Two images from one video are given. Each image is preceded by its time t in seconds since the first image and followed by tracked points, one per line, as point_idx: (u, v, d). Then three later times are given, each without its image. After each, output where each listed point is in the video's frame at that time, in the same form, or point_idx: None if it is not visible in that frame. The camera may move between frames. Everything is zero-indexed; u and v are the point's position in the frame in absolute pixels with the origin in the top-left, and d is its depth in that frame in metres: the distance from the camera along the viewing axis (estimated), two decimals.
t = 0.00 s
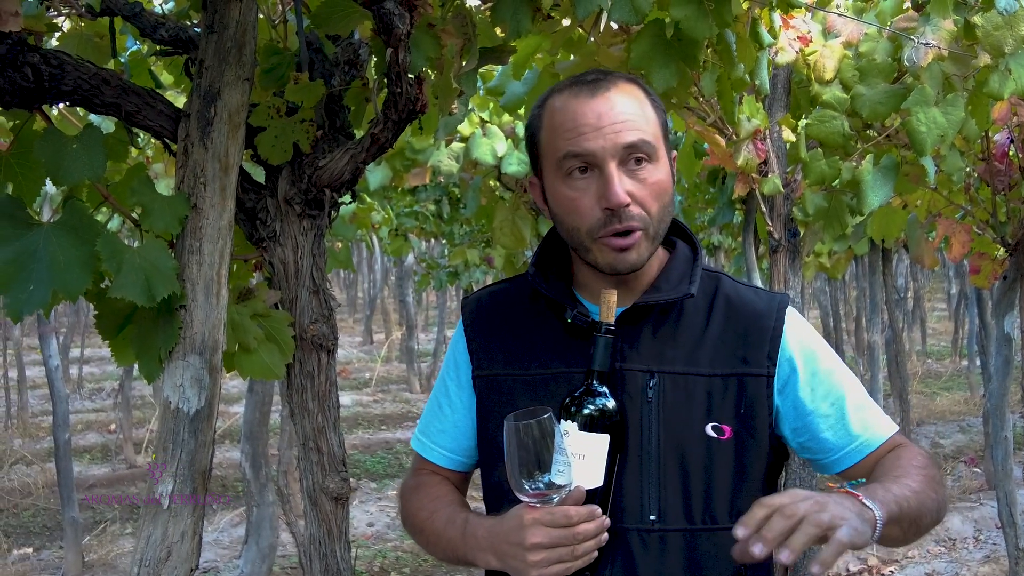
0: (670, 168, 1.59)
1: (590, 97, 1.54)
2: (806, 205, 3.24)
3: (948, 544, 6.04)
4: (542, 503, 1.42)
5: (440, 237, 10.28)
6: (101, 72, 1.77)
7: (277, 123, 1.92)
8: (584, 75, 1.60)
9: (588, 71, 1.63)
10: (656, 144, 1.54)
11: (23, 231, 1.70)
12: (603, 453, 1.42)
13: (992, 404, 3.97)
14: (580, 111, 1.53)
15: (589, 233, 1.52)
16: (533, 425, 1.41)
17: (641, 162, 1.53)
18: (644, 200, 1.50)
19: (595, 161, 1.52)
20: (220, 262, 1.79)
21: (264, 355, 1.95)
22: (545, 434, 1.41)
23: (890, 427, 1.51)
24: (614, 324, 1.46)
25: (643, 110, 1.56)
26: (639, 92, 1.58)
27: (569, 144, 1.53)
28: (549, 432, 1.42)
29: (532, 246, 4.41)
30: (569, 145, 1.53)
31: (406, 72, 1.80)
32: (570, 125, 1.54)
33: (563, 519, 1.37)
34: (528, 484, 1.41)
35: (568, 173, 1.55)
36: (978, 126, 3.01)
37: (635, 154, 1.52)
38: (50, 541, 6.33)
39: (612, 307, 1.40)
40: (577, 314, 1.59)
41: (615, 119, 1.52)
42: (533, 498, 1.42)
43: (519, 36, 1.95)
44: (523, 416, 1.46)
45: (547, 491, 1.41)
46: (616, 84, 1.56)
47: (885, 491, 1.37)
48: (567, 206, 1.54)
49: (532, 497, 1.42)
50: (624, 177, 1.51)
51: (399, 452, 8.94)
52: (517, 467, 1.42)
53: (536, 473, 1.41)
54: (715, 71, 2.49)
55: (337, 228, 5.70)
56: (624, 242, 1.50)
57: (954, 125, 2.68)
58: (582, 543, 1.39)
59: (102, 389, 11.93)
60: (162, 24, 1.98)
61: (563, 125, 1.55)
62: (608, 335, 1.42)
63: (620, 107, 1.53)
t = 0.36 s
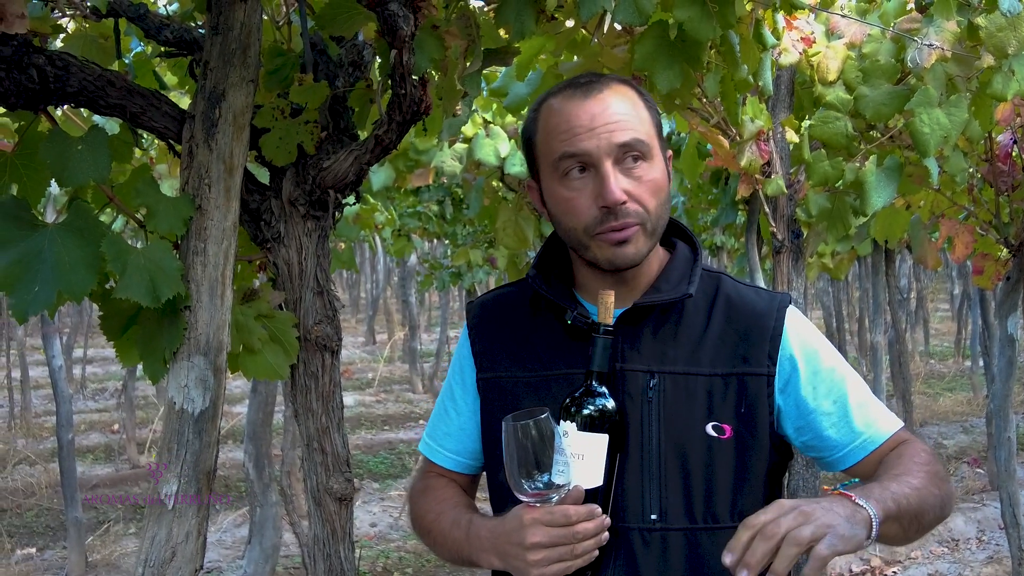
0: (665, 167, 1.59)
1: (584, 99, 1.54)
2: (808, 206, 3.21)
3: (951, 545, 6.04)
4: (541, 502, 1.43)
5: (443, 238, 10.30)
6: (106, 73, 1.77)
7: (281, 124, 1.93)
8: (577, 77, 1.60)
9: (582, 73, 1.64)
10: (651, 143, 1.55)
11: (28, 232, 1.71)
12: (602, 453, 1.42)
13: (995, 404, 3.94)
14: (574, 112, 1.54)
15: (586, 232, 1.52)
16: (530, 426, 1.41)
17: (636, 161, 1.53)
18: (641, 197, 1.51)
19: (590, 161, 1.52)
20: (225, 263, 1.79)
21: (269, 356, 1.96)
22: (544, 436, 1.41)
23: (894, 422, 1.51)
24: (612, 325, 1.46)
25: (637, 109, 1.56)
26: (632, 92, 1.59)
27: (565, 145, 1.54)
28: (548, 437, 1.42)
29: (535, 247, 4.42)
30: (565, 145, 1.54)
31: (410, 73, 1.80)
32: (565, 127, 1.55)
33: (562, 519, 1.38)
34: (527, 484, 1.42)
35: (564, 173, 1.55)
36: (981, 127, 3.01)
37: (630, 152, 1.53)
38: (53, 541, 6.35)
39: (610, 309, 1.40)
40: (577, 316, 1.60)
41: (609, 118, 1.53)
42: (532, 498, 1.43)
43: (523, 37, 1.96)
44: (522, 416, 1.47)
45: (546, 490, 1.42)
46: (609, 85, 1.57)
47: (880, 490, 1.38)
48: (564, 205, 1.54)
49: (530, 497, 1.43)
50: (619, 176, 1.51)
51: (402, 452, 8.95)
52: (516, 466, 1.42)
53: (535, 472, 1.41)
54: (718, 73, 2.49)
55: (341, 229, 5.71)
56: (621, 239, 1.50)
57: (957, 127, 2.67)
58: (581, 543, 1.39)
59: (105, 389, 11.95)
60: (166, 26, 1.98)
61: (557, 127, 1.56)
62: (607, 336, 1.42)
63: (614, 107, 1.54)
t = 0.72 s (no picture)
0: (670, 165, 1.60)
1: (590, 99, 1.55)
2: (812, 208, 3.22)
3: (954, 546, 6.03)
4: (541, 501, 1.44)
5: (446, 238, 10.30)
6: (110, 75, 1.78)
7: (285, 125, 1.93)
8: (577, 79, 1.60)
9: (579, 76, 1.65)
10: (660, 139, 1.56)
11: (32, 234, 1.71)
12: (602, 453, 1.42)
13: (999, 405, 3.91)
14: (583, 113, 1.54)
15: (607, 229, 1.51)
16: (531, 425, 1.42)
17: (647, 158, 1.54)
18: (658, 191, 1.51)
19: (606, 159, 1.52)
20: (228, 264, 1.79)
21: (272, 357, 1.95)
22: (545, 436, 1.42)
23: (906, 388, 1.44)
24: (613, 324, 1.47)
25: (642, 108, 1.58)
26: (633, 93, 1.61)
27: (577, 145, 1.54)
28: (549, 436, 1.43)
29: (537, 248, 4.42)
30: (577, 145, 1.54)
31: (413, 75, 1.79)
32: (575, 128, 1.55)
33: (562, 516, 1.38)
34: (528, 481, 1.43)
35: (577, 174, 1.54)
36: (985, 128, 3.01)
37: (643, 149, 1.53)
38: (57, 541, 6.37)
39: (610, 309, 1.41)
40: (578, 316, 1.60)
41: (620, 116, 1.53)
42: (532, 496, 1.43)
43: (526, 38, 1.95)
44: (523, 414, 1.48)
45: (546, 489, 1.43)
46: (613, 86, 1.58)
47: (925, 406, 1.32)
48: (581, 206, 1.53)
49: (531, 495, 1.44)
50: (635, 172, 1.51)
51: (405, 453, 8.95)
52: (517, 465, 1.43)
53: (535, 471, 1.42)
54: (721, 74, 2.48)
55: (344, 230, 5.72)
56: (643, 234, 1.50)
57: (961, 128, 2.65)
58: (581, 541, 1.39)
59: (108, 389, 11.96)
60: (170, 28, 1.98)
61: (570, 127, 1.55)
62: (607, 336, 1.43)
63: (621, 106, 1.54)
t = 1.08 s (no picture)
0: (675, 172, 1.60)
1: (596, 105, 1.54)
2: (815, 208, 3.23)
3: (957, 547, 6.03)
4: (546, 501, 1.45)
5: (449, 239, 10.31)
6: (113, 75, 1.78)
7: (288, 125, 1.94)
8: (585, 82, 1.60)
9: (586, 76, 1.64)
10: (666, 147, 1.56)
11: (36, 233, 1.72)
12: (606, 453, 1.41)
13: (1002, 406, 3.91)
14: (590, 119, 1.54)
15: (611, 238, 1.51)
16: (533, 426, 1.44)
17: (653, 166, 1.53)
18: (662, 201, 1.51)
19: (612, 167, 1.52)
20: (231, 263, 1.80)
21: (275, 357, 1.96)
22: (548, 438, 1.44)
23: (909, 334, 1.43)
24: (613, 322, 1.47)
25: (649, 115, 1.57)
26: (642, 97, 1.60)
27: (583, 152, 1.53)
28: (552, 437, 1.44)
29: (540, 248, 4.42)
30: (583, 153, 1.53)
31: (416, 74, 1.80)
32: (582, 134, 1.54)
33: (566, 518, 1.38)
34: (531, 483, 1.45)
35: (581, 180, 1.54)
36: (988, 128, 3.00)
37: (649, 157, 1.53)
38: (60, 541, 6.38)
39: (610, 308, 1.41)
40: (577, 316, 1.60)
41: (627, 125, 1.53)
42: (537, 497, 1.46)
43: (529, 38, 1.96)
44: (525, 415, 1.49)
45: (550, 490, 1.45)
46: (621, 90, 1.57)
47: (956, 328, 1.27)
48: (585, 214, 1.54)
49: (535, 496, 1.46)
50: (640, 182, 1.51)
51: (408, 453, 8.95)
52: (521, 466, 1.45)
53: (539, 472, 1.44)
54: (724, 73, 2.48)
55: (347, 230, 5.73)
56: (646, 245, 1.50)
57: (964, 128, 2.64)
58: (586, 542, 1.39)
59: (111, 390, 11.97)
60: (174, 27, 1.99)
61: (577, 133, 1.54)
62: (608, 335, 1.43)
63: (627, 113, 1.54)
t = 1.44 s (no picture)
0: (671, 168, 1.59)
1: (587, 100, 1.55)
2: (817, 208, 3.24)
3: (960, 548, 6.02)
4: (548, 505, 1.45)
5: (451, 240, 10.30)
6: (115, 76, 1.78)
7: (290, 126, 1.94)
8: (582, 78, 1.60)
9: (587, 74, 1.64)
10: (659, 144, 1.55)
11: (38, 233, 1.72)
12: (609, 455, 1.39)
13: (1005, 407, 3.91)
14: (580, 115, 1.54)
15: (595, 234, 1.52)
16: (536, 429, 1.45)
17: (642, 162, 1.53)
18: (647, 197, 1.50)
19: (597, 162, 1.52)
20: (234, 264, 1.80)
21: (277, 357, 1.96)
22: (550, 440, 1.45)
23: (914, 372, 1.43)
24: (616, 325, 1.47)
25: (643, 111, 1.56)
26: (639, 93, 1.59)
27: (571, 147, 1.54)
28: (555, 440, 1.45)
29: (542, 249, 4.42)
30: (570, 147, 1.54)
31: (418, 75, 1.80)
32: (571, 129, 1.55)
33: (569, 521, 1.38)
34: (534, 486, 1.45)
35: (569, 175, 1.55)
36: (990, 129, 3.00)
37: (638, 154, 1.52)
38: (62, 541, 6.39)
39: (613, 310, 1.41)
40: (580, 319, 1.60)
41: (615, 121, 1.52)
42: (540, 501, 1.46)
43: (530, 39, 1.96)
44: (528, 419, 1.50)
45: (553, 493, 1.45)
46: (615, 87, 1.57)
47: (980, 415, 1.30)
48: (571, 208, 1.54)
49: (538, 500, 1.46)
50: (626, 178, 1.51)
51: (410, 454, 8.94)
52: (524, 469, 1.45)
53: (542, 476, 1.44)
54: (726, 74, 2.48)
55: (349, 231, 5.74)
56: (629, 240, 1.50)
57: (965, 128, 2.65)
58: (589, 545, 1.39)
59: (113, 390, 11.98)
60: (176, 28, 1.99)
61: (565, 128, 1.55)
62: (610, 339, 1.45)
63: (619, 109, 1.54)
